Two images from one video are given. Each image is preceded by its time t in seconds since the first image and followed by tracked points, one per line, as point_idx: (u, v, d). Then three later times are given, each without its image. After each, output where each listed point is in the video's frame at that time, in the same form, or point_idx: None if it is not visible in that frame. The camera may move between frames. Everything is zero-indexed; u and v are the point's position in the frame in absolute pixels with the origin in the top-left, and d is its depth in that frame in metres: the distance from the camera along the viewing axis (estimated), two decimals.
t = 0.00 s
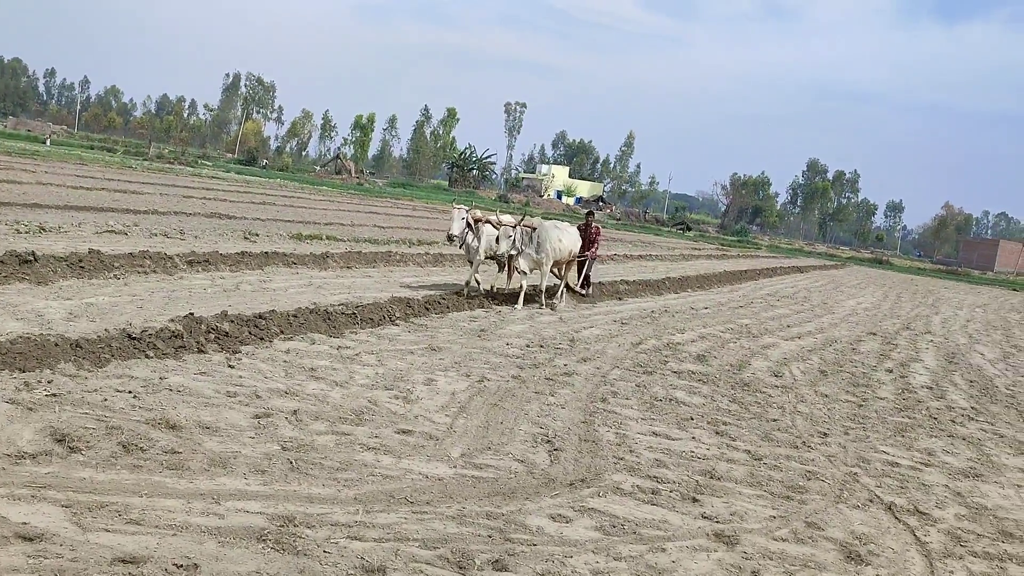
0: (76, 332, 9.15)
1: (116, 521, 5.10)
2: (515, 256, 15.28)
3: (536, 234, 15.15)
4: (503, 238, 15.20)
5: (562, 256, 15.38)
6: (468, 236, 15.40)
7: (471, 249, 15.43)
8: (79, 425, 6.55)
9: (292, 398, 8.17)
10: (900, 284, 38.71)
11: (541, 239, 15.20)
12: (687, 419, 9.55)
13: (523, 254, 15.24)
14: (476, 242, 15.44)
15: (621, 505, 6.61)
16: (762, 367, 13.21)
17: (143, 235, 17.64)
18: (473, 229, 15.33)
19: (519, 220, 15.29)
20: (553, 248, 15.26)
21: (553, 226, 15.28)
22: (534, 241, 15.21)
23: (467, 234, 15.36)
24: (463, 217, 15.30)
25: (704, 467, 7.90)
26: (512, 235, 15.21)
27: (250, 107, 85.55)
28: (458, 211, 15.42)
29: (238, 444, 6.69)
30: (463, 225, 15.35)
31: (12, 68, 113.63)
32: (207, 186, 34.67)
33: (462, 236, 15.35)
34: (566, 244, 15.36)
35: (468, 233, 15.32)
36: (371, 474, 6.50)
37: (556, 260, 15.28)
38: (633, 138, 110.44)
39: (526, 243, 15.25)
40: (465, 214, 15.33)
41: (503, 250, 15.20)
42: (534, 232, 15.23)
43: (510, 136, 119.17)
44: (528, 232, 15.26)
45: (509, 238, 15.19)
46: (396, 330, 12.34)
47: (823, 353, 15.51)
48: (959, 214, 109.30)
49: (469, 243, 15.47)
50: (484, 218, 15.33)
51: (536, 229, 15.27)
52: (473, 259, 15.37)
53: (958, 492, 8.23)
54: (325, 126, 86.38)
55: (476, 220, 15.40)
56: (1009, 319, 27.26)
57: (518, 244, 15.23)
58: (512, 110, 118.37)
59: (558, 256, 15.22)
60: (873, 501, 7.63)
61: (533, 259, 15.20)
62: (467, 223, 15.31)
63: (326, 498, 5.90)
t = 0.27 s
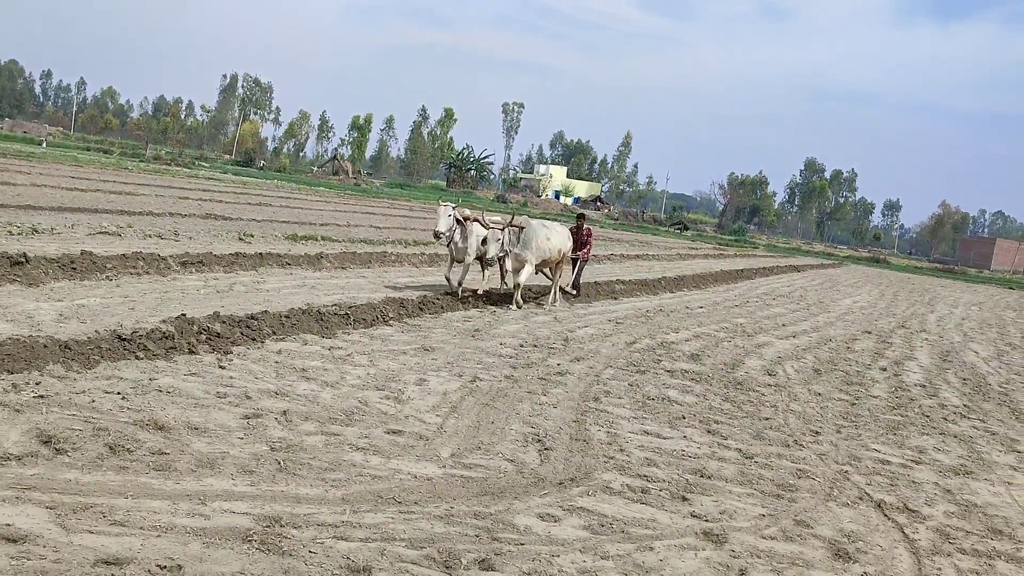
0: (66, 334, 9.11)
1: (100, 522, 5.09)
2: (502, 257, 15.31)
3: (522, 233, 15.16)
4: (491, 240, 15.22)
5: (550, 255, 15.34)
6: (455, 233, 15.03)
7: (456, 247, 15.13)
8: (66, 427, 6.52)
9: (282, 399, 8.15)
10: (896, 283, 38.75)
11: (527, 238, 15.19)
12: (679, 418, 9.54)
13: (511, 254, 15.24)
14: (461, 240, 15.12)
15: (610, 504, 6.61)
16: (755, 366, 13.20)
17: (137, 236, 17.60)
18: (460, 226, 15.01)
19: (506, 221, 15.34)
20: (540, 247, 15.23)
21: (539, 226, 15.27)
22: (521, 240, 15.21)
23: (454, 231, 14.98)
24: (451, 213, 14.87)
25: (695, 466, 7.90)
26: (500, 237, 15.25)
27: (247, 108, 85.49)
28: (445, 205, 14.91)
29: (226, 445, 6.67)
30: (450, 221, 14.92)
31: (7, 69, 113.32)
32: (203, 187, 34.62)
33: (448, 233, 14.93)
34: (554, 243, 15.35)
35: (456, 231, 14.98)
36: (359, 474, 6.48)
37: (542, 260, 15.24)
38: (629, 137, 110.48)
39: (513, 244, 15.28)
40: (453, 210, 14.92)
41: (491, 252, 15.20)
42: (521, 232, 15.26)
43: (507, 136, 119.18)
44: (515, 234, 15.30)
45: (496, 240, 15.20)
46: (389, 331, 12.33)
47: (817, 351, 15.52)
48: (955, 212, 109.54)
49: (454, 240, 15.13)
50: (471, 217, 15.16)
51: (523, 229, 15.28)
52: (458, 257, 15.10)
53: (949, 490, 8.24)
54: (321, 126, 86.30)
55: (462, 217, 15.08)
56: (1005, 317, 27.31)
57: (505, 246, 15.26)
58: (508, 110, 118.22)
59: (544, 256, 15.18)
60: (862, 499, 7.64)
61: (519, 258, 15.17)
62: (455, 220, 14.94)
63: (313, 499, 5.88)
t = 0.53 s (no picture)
0: (68, 335, 9.14)
1: (100, 521, 5.11)
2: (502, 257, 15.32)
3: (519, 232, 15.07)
4: (489, 241, 15.25)
5: (548, 253, 15.16)
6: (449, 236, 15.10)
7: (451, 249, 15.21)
8: (67, 427, 6.55)
9: (283, 398, 8.17)
10: (900, 280, 38.70)
11: (525, 237, 15.06)
12: (681, 415, 9.54)
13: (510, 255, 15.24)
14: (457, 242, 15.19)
15: (610, 501, 6.62)
16: (758, 363, 13.20)
17: (140, 237, 17.63)
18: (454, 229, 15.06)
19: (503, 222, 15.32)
20: (538, 246, 15.05)
21: (537, 224, 15.12)
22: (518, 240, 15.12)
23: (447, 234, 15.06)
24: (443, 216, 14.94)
25: (695, 462, 7.90)
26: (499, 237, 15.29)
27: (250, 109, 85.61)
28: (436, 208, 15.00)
29: (227, 444, 6.69)
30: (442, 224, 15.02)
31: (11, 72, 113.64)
32: (207, 189, 34.67)
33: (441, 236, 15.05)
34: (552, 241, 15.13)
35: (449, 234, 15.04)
36: (359, 472, 6.50)
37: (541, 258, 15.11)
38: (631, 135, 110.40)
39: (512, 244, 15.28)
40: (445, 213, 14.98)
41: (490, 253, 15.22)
42: (519, 232, 15.21)
43: (510, 136, 119.14)
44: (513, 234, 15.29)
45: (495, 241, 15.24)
46: (390, 330, 12.34)
47: (819, 348, 15.50)
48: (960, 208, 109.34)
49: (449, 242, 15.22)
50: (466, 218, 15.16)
51: (520, 228, 15.18)
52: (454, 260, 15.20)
53: (950, 484, 8.23)
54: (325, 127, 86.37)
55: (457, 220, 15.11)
56: (1009, 312, 27.28)
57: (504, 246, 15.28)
58: (514, 109, 117.98)
59: (542, 254, 15.02)
60: (863, 494, 7.64)
61: (517, 258, 15.10)
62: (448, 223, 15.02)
63: (313, 497, 5.90)
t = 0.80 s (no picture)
0: (81, 337, 9.20)
1: (112, 520, 5.15)
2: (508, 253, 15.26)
3: (528, 230, 15.09)
4: (495, 237, 15.22)
5: (555, 252, 15.28)
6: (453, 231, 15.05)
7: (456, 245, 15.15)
8: (80, 428, 6.59)
9: (294, 397, 8.19)
10: (914, 275, 38.42)
11: (532, 236, 15.10)
12: (692, 411, 9.52)
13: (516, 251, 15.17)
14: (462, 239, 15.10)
15: (620, 497, 6.61)
16: (769, 359, 13.14)
17: (152, 240, 17.72)
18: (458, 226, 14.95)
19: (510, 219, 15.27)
20: (546, 245, 15.15)
21: (545, 223, 15.20)
22: (526, 237, 15.14)
23: (451, 230, 14.99)
24: (447, 211, 14.85)
25: (706, 459, 7.88)
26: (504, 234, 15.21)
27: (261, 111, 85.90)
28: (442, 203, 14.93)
29: (237, 443, 6.71)
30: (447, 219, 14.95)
31: (25, 77, 114.52)
32: (219, 191, 34.81)
33: (445, 231, 15.00)
34: (560, 241, 15.32)
35: (453, 230, 14.96)
36: (369, 470, 6.52)
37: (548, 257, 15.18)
38: (642, 132, 110.10)
39: (518, 240, 15.22)
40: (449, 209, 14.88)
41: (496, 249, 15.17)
42: (526, 229, 15.18)
43: (520, 134, 119.06)
44: (520, 230, 15.25)
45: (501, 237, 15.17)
46: (400, 329, 12.36)
47: (832, 343, 15.43)
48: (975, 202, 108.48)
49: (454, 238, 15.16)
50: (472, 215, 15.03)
51: (528, 226, 15.22)
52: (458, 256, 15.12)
53: (964, 479, 8.18)
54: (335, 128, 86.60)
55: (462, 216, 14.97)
56: None
57: (510, 242, 15.22)
58: (522, 109, 117.65)
59: (550, 253, 15.12)
60: (876, 489, 7.59)
61: (525, 255, 15.10)
62: (452, 219, 14.94)
63: (323, 495, 5.92)
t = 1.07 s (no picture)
0: (99, 340, 9.28)
1: (129, 521, 5.19)
2: (515, 256, 15.05)
3: (535, 231, 14.93)
4: (502, 241, 15.04)
5: (563, 253, 15.21)
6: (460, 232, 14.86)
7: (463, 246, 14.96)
8: (97, 430, 6.65)
9: (309, 399, 8.23)
10: (934, 271, 38.07)
11: (540, 236, 14.98)
12: (707, 410, 9.47)
13: (523, 253, 14.95)
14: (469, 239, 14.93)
15: (634, 497, 6.59)
16: (786, 357, 13.06)
17: (169, 243, 17.85)
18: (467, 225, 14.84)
19: (516, 219, 15.07)
20: (554, 245, 15.03)
21: (553, 222, 15.05)
22: (534, 239, 14.98)
23: (459, 229, 14.84)
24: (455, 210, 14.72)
25: (722, 457, 7.84)
26: (510, 237, 14.96)
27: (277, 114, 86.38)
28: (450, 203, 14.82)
29: (253, 445, 6.75)
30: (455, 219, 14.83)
31: (44, 84, 115.73)
32: (235, 194, 35.02)
33: (453, 231, 14.85)
34: (567, 241, 15.28)
35: (461, 229, 14.81)
36: (384, 471, 6.53)
37: (557, 258, 15.10)
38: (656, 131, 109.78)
39: (525, 241, 15.02)
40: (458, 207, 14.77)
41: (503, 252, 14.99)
42: (533, 230, 15.00)
43: (534, 134, 119.00)
44: (526, 232, 15.04)
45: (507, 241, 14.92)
46: (415, 330, 12.39)
47: (850, 341, 15.30)
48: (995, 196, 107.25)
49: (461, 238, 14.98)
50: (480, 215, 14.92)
51: (536, 227, 15.04)
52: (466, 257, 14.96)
53: (983, 477, 8.09)
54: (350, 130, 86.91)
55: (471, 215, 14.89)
56: None
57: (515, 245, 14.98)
58: (537, 108, 117.40)
59: (559, 254, 15.04)
60: (894, 487, 7.53)
61: (533, 258, 14.91)
62: (460, 218, 14.81)
63: (338, 496, 5.94)
